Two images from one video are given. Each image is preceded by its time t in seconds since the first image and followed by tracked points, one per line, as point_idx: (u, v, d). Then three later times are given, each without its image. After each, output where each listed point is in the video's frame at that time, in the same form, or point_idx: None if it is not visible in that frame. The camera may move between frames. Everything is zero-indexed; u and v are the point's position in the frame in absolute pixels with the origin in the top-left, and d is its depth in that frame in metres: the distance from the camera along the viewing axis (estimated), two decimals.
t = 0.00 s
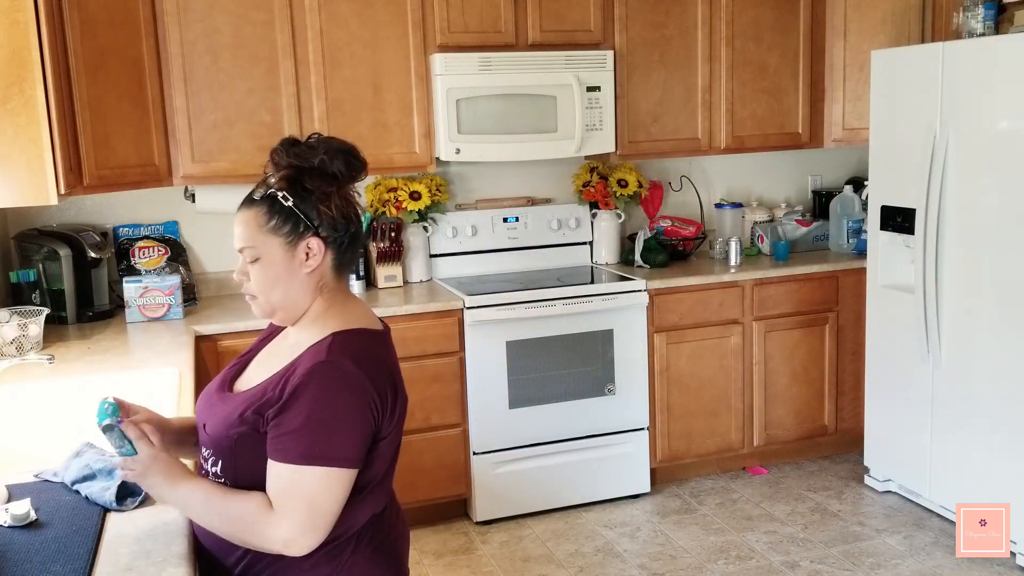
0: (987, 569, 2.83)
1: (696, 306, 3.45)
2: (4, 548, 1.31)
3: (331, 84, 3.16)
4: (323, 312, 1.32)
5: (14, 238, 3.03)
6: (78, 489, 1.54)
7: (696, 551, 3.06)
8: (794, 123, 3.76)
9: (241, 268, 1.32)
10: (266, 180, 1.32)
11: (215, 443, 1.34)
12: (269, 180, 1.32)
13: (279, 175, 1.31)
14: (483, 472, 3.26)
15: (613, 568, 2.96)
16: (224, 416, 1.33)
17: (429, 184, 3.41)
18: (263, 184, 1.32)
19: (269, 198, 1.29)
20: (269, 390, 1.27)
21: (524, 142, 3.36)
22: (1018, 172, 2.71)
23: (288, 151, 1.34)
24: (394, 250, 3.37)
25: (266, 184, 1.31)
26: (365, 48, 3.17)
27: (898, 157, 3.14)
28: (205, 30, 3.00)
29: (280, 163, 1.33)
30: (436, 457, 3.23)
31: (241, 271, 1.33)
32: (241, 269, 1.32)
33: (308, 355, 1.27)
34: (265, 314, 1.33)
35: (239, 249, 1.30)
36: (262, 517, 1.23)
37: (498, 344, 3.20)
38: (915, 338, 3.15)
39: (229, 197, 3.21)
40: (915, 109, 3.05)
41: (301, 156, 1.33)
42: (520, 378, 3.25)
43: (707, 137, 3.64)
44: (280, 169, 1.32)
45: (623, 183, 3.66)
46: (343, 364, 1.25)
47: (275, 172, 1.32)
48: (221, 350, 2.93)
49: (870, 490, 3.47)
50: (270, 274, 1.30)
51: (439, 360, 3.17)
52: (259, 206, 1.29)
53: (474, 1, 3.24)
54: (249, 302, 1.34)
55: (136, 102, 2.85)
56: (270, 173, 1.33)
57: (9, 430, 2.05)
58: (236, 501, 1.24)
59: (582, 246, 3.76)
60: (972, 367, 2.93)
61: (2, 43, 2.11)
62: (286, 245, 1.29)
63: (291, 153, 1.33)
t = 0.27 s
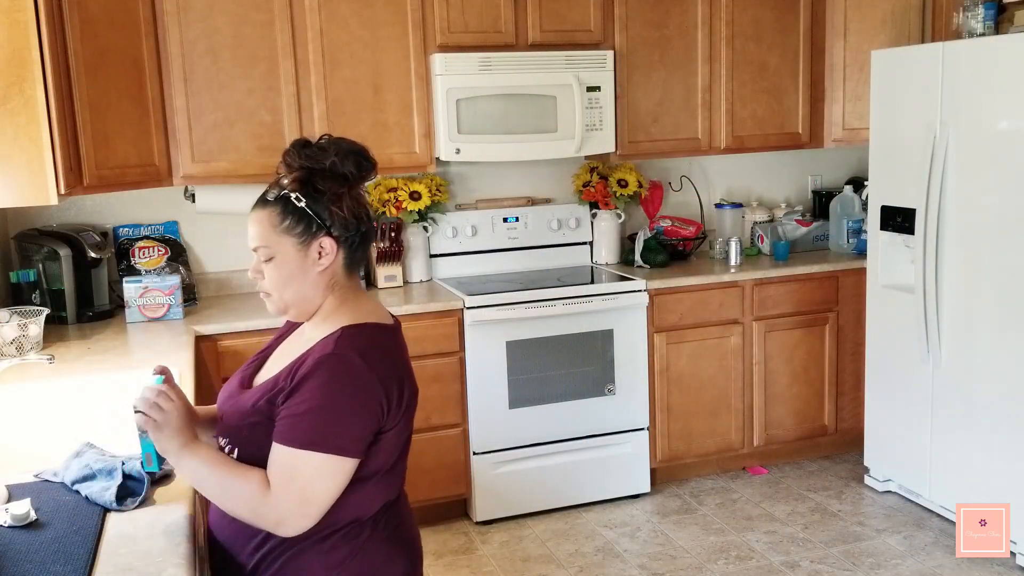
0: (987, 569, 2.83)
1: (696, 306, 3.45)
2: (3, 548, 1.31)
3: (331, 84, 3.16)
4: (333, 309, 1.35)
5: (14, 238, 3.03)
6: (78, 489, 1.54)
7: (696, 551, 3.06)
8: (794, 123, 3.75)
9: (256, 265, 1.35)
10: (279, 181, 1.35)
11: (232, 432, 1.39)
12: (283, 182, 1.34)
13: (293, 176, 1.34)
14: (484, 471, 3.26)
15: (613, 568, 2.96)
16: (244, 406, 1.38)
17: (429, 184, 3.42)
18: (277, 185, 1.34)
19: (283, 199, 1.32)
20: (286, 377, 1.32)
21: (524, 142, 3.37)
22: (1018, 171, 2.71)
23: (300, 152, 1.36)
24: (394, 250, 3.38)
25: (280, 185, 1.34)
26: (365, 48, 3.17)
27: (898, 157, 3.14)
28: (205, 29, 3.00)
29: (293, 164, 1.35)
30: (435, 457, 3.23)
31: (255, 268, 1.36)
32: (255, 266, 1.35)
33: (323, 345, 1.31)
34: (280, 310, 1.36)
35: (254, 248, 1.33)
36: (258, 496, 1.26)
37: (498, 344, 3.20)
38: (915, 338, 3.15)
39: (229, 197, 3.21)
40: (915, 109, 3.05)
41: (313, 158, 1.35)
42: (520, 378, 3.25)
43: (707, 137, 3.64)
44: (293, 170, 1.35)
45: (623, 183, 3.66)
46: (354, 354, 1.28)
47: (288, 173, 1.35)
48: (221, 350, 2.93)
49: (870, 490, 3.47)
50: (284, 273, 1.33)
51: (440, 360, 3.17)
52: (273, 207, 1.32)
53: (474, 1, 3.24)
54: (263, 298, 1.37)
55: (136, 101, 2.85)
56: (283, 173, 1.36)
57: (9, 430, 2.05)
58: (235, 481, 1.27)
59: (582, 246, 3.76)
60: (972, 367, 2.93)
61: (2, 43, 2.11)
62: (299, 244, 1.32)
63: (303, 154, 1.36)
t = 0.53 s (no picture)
0: (987, 569, 2.83)
1: (696, 306, 3.45)
2: (3, 548, 1.31)
3: (331, 84, 3.16)
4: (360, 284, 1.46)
5: (14, 238, 3.03)
6: (78, 489, 1.54)
7: (696, 551, 3.06)
8: (794, 123, 3.75)
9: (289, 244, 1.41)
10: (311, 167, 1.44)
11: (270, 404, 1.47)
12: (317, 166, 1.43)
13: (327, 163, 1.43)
14: (484, 472, 3.26)
15: (613, 568, 2.96)
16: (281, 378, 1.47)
17: (429, 184, 3.42)
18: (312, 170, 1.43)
19: (325, 185, 1.41)
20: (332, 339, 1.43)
21: (523, 142, 3.37)
22: (1018, 171, 2.71)
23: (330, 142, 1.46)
24: (394, 250, 3.40)
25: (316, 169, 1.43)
26: (365, 48, 3.17)
27: (898, 157, 3.14)
28: (205, 29, 3.00)
29: (325, 152, 1.45)
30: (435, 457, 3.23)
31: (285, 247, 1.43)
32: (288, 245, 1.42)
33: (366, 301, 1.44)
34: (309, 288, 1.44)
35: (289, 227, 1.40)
36: (340, 446, 1.36)
37: (498, 344, 3.20)
38: (915, 338, 3.15)
39: (229, 196, 3.21)
40: (915, 109, 3.05)
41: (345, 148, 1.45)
42: (521, 378, 3.24)
43: (707, 137, 3.64)
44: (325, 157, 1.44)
45: (623, 183, 3.66)
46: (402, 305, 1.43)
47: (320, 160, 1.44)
48: (221, 350, 2.93)
49: (870, 490, 3.47)
50: (324, 250, 1.41)
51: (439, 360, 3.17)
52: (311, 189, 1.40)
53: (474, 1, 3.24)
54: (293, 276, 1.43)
55: (136, 102, 2.85)
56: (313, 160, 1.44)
57: (9, 430, 2.05)
58: (315, 438, 1.36)
59: (582, 246, 3.76)
60: (973, 367, 2.93)
61: (2, 43, 2.11)
62: (338, 225, 1.41)
63: (336, 144, 1.46)
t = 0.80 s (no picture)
0: (987, 569, 2.83)
1: (696, 306, 3.45)
2: (4, 548, 1.31)
3: (331, 84, 3.16)
4: (402, 282, 1.48)
5: (14, 238, 3.04)
6: (78, 489, 1.54)
7: (696, 550, 3.06)
8: (793, 123, 3.75)
9: (340, 237, 1.41)
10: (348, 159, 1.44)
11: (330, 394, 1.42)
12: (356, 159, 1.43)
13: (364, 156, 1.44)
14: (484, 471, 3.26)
15: (614, 568, 2.96)
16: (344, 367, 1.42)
17: (429, 184, 3.45)
18: (352, 162, 1.43)
19: (389, 181, 1.43)
20: (415, 331, 1.45)
21: (523, 142, 3.37)
22: (1017, 171, 2.71)
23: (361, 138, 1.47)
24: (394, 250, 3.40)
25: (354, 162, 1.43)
26: (365, 48, 3.18)
27: (898, 157, 3.14)
28: (205, 30, 3.00)
29: (358, 145, 1.45)
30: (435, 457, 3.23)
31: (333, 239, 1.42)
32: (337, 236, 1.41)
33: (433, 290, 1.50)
34: (360, 284, 1.42)
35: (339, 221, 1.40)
36: (471, 418, 1.45)
37: (498, 344, 3.20)
38: (915, 338, 3.15)
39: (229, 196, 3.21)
40: (915, 109, 3.05)
41: (380, 140, 1.46)
42: (520, 378, 3.25)
43: (707, 137, 3.64)
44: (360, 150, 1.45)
45: (623, 182, 3.66)
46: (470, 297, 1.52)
47: (356, 152, 1.44)
48: (221, 350, 2.93)
49: (870, 490, 3.47)
50: (387, 246, 1.43)
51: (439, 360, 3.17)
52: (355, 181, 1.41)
53: (474, 1, 3.24)
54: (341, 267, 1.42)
55: (136, 102, 2.86)
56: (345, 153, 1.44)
57: (9, 430, 2.06)
58: (450, 416, 1.42)
59: (582, 246, 3.76)
60: (973, 367, 2.93)
61: (2, 43, 2.11)
62: (401, 220, 1.44)
63: (369, 137, 1.46)
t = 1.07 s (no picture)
0: (986, 569, 2.84)
1: (696, 306, 3.45)
2: (4, 548, 1.31)
3: (331, 84, 3.16)
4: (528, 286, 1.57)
5: (14, 238, 3.04)
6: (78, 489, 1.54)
7: (696, 551, 3.06)
8: (793, 123, 3.76)
9: (492, 233, 1.47)
10: (478, 160, 1.52)
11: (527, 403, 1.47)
12: (488, 160, 1.52)
13: (491, 155, 1.53)
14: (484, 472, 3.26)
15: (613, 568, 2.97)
16: (534, 376, 1.48)
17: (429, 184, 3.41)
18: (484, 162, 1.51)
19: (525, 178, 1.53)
20: (575, 327, 1.57)
21: (524, 143, 3.37)
22: (1017, 171, 2.71)
23: (482, 139, 1.56)
24: (394, 250, 3.38)
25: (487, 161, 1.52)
26: (365, 48, 3.18)
27: (897, 158, 3.14)
28: (206, 30, 3.00)
29: (484, 146, 1.54)
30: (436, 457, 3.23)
31: (483, 237, 1.48)
32: (488, 234, 1.47)
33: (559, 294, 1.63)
34: (511, 282, 1.49)
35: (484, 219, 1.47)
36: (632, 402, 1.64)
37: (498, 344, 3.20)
38: (915, 338, 3.15)
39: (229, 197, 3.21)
40: (915, 109, 3.05)
41: (497, 142, 1.56)
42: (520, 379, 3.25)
43: (707, 137, 3.64)
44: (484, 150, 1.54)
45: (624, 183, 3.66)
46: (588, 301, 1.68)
47: (484, 152, 1.53)
48: (221, 351, 2.93)
49: (870, 490, 3.47)
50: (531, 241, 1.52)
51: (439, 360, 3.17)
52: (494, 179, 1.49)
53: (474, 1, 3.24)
54: (491, 266, 1.47)
55: (136, 102, 2.86)
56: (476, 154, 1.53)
57: (9, 430, 2.06)
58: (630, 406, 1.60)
59: (582, 246, 3.76)
60: (973, 367, 2.93)
61: (2, 44, 2.11)
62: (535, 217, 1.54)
63: (487, 140, 1.56)
